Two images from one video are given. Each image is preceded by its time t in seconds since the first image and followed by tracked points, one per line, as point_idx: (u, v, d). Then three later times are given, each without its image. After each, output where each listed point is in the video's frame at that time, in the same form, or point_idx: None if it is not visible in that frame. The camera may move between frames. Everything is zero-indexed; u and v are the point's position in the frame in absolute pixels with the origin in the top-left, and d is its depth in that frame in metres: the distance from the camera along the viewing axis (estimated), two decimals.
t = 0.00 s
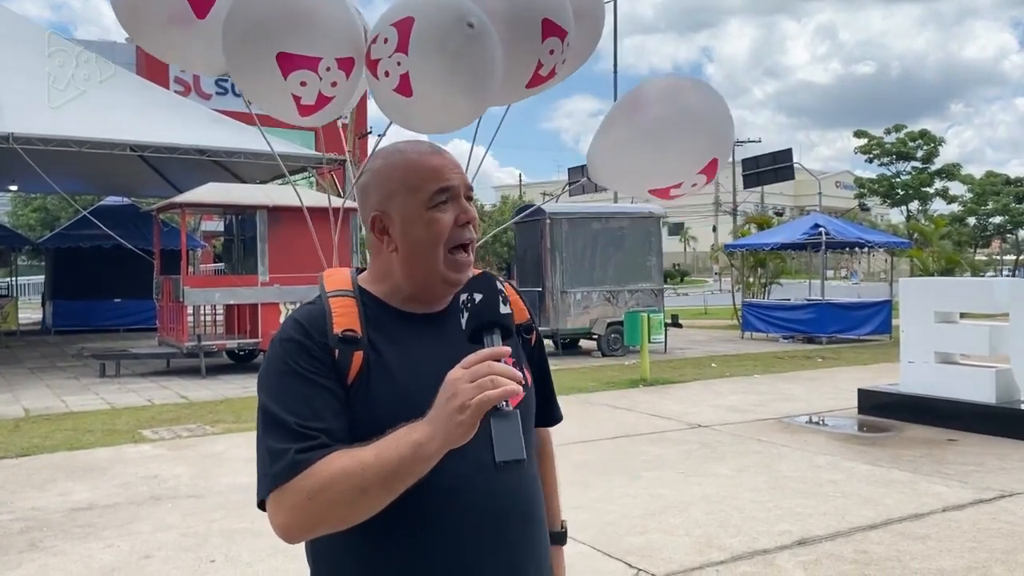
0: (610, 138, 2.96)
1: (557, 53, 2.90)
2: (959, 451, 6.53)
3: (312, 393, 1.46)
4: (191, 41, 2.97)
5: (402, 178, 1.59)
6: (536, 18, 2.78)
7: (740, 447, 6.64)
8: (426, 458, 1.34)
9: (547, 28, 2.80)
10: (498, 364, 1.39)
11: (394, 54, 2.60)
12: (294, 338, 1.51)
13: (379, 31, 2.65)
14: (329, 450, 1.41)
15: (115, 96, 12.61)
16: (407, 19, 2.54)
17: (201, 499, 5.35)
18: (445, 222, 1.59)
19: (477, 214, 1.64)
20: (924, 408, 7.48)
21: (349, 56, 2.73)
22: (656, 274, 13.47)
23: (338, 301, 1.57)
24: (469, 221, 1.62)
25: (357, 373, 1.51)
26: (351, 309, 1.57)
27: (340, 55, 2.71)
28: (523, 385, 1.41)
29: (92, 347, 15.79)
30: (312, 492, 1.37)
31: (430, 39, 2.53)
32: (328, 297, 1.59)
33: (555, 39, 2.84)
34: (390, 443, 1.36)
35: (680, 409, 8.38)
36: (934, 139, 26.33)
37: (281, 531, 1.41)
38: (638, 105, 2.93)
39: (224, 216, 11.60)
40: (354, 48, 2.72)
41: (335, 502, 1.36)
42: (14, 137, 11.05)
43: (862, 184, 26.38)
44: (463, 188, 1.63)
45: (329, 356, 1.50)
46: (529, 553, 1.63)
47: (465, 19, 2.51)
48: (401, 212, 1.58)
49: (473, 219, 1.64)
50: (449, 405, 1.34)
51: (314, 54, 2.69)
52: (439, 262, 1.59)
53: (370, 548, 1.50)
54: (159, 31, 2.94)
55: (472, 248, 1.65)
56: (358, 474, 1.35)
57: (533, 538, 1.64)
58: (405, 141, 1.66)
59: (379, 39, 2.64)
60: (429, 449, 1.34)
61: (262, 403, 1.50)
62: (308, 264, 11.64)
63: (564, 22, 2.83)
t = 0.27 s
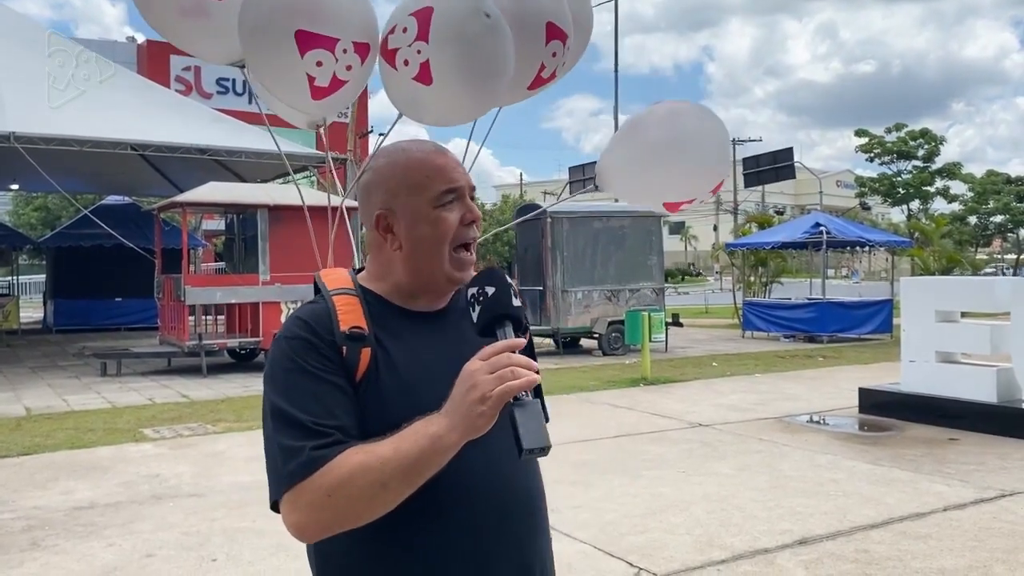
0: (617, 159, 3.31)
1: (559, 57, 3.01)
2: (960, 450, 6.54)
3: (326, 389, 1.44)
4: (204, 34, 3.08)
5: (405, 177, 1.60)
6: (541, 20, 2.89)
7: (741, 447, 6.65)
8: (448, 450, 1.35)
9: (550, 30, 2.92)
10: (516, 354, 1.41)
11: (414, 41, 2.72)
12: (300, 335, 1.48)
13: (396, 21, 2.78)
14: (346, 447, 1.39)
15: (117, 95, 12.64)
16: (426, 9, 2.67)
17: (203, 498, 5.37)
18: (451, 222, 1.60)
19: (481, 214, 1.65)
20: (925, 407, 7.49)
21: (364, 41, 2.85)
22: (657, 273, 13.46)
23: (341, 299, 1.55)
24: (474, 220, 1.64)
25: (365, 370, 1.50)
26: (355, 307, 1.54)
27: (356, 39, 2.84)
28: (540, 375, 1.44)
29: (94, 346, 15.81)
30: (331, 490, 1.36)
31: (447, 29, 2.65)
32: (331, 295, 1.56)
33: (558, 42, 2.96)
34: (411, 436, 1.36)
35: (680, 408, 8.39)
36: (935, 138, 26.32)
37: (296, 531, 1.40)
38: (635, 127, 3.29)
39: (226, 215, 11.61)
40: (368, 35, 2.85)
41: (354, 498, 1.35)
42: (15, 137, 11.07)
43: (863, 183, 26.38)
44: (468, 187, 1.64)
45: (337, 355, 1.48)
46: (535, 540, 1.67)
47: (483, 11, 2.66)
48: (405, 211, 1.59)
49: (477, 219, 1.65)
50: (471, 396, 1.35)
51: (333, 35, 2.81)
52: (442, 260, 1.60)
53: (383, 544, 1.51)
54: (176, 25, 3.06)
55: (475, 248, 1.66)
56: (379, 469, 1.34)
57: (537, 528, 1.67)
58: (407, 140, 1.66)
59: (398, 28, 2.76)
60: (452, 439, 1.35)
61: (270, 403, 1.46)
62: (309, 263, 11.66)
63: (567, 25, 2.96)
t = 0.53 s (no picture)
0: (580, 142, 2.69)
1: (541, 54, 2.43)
2: (961, 449, 6.53)
3: (338, 393, 1.42)
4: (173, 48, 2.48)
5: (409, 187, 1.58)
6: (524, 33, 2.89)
7: (742, 446, 6.65)
8: (470, 450, 1.36)
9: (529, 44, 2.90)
10: (534, 357, 1.43)
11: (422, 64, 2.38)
12: (306, 338, 1.45)
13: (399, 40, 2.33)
14: (364, 450, 1.38)
15: (118, 94, 12.64)
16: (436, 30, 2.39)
17: (204, 497, 5.38)
18: (455, 230, 1.62)
19: (478, 221, 1.68)
20: (927, 407, 7.48)
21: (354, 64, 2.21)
22: (659, 272, 13.46)
23: (343, 301, 1.53)
24: (474, 226, 1.67)
25: (372, 372, 1.48)
26: (358, 307, 1.53)
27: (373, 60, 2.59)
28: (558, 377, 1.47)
29: (95, 345, 15.82)
30: (354, 493, 1.34)
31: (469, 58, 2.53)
32: (329, 298, 1.53)
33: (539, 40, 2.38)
34: (433, 438, 1.36)
35: (682, 408, 8.39)
36: (936, 137, 26.32)
37: (318, 535, 1.38)
38: (600, 106, 2.69)
39: (227, 215, 11.61)
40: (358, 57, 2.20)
41: (378, 499, 1.34)
42: (17, 136, 11.08)
43: (864, 182, 26.39)
44: (467, 195, 1.66)
45: (344, 356, 1.46)
46: (540, 533, 1.69)
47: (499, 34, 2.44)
48: (410, 220, 1.58)
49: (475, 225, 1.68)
50: (495, 399, 1.37)
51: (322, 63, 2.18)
52: (443, 268, 1.63)
53: (399, 546, 1.51)
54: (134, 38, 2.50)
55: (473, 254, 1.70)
56: (404, 471, 1.34)
57: (541, 522, 1.69)
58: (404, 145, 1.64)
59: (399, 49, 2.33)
60: (474, 441, 1.36)
61: (276, 409, 1.43)
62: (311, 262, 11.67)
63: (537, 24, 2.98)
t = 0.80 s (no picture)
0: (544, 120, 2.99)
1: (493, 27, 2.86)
2: (963, 448, 6.53)
3: (339, 394, 1.42)
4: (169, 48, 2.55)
5: (402, 184, 1.58)
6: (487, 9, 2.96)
7: (743, 445, 6.65)
8: (477, 450, 1.37)
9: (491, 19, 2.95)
10: (539, 358, 1.44)
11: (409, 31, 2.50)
12: (306, 338, 1.45)
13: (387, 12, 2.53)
14: (370, 451, 1.38)
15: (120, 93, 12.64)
16: None
17: (206, 495, 5.39)
18: (449, 226, 1.63)
19: (472, 216, 1.69)
20: (928, 406, 7.48)
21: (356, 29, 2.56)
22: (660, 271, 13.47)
23: (339, 301, 1.53)
24: (467, 221, 1.67)
25: (371, 372, 1.49)
26: (353, 308, 1.53)
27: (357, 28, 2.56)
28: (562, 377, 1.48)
29: (96, 344, 15.83)
30: (361, 495, 1.34)
31: (448, 24, 2.52)
32: (323, 299, 1.53)
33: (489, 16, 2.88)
34: (438, 438, 1.37)
35: (683, 407, 8.40)
36: (938, 136, 26.30)
37: (326, 538, 1.37)
38: (554, 85, 2.94)
39: (229, 213, 11.62)
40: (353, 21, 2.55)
41: (385, 500, 1.35)
42: (19, 135, 11.09)
43: (866, 181, 26.37)
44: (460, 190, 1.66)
45: (344, 356, 1.46)
46: (543, 531, 1.70)
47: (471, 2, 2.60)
48: (404, 218, 1.58)
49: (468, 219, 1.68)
50: (501, 401, 1.37)
51: (330, 27, 2.49)
52: (438, 264, 1.63)
53: (405, 547, 1.51)
54: (129, 36, 2.55)
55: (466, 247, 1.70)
56: (411, 472, 1.34)
57: (543, 520, 1.70)
58: (394, 141, 1.62)
59: (390, 19, 2.51)
60: (480, 441, 1.37)
61: (276, 411, 1.42)
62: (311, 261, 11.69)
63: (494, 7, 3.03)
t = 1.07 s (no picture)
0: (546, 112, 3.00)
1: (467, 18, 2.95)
2: (964, 448, 6.53)
3: (339, 396, 1.42)
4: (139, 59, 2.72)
5: (399, 185, 1.57)
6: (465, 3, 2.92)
7: (745, 444, 6.65)
8: (476, 450, 1.37)
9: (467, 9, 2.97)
10: (539, 358, 1.44)
11: (380, 47, 2.55)
12: (305, 341, 1.45)
13: (359, 27, 2.61)
14: (370, 452, 1.38)
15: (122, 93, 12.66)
16: (391, 13, 2.52)
17: (207, 495, 5.39)
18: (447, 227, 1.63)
19: (470, 217, 1.69)
20: (930, 406, 7.48)
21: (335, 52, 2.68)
22: (661, 271, 13.45)
23: (338, 303, 1.53)
24: (466, 223, 1.67)
25: (371, 374, 1.49)
26: (352, 309, 1.53)
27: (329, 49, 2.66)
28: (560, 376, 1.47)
29: (98, 343, 15.84)
30: (361, 497, 1.34)
31: (419, 32, 2.52)
32: (322, 301, 1.53)
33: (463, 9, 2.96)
34: (437, 439, 1.37)
35: (684, 406, 8.39)
36: (939, 136, 26.29)
37: (326, 540, 1.37)
38: (557, 78, 2.95)
39: (230, 213, 11.63)
40: (331, 43, 2.67)
41: (386, 501, 1.34)
42: (21, 135, 11.11)
43: (868, 181, 26.35)
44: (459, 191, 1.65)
45: (343, 358, 1.46)
46: (543, 529, 1.70)
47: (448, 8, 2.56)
48: (401, 219, 1.58)
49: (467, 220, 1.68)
50: (500, 401, 1.37)
51: (306, 52, 2.63)
52: (436, 266, 1.63)
53: (403, 548, 1.51)
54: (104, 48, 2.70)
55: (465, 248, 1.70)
56: (411, 474, 1.34)
57: (542, 518, 1.70)
58: (391, 142, 1.62)
59: (362, 35, 2.59)
60: (480, 442, 1.36)
61: (276, 414, 1.42)
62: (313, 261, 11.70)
63: None
